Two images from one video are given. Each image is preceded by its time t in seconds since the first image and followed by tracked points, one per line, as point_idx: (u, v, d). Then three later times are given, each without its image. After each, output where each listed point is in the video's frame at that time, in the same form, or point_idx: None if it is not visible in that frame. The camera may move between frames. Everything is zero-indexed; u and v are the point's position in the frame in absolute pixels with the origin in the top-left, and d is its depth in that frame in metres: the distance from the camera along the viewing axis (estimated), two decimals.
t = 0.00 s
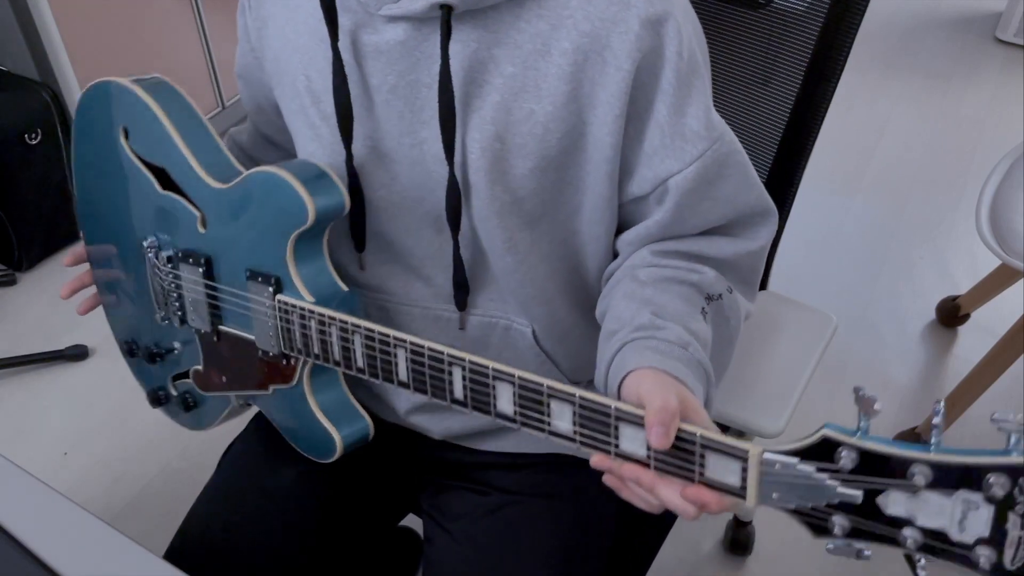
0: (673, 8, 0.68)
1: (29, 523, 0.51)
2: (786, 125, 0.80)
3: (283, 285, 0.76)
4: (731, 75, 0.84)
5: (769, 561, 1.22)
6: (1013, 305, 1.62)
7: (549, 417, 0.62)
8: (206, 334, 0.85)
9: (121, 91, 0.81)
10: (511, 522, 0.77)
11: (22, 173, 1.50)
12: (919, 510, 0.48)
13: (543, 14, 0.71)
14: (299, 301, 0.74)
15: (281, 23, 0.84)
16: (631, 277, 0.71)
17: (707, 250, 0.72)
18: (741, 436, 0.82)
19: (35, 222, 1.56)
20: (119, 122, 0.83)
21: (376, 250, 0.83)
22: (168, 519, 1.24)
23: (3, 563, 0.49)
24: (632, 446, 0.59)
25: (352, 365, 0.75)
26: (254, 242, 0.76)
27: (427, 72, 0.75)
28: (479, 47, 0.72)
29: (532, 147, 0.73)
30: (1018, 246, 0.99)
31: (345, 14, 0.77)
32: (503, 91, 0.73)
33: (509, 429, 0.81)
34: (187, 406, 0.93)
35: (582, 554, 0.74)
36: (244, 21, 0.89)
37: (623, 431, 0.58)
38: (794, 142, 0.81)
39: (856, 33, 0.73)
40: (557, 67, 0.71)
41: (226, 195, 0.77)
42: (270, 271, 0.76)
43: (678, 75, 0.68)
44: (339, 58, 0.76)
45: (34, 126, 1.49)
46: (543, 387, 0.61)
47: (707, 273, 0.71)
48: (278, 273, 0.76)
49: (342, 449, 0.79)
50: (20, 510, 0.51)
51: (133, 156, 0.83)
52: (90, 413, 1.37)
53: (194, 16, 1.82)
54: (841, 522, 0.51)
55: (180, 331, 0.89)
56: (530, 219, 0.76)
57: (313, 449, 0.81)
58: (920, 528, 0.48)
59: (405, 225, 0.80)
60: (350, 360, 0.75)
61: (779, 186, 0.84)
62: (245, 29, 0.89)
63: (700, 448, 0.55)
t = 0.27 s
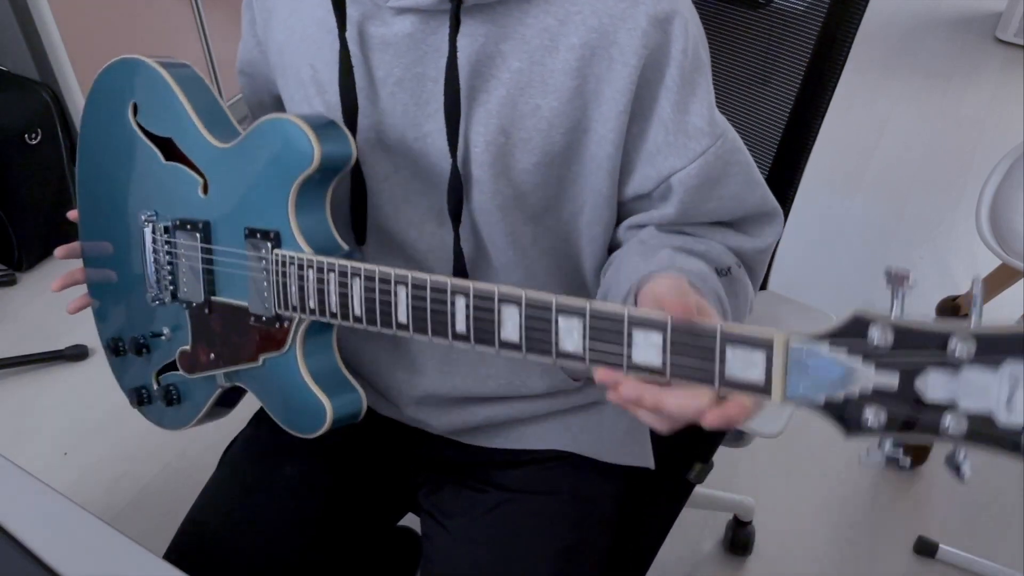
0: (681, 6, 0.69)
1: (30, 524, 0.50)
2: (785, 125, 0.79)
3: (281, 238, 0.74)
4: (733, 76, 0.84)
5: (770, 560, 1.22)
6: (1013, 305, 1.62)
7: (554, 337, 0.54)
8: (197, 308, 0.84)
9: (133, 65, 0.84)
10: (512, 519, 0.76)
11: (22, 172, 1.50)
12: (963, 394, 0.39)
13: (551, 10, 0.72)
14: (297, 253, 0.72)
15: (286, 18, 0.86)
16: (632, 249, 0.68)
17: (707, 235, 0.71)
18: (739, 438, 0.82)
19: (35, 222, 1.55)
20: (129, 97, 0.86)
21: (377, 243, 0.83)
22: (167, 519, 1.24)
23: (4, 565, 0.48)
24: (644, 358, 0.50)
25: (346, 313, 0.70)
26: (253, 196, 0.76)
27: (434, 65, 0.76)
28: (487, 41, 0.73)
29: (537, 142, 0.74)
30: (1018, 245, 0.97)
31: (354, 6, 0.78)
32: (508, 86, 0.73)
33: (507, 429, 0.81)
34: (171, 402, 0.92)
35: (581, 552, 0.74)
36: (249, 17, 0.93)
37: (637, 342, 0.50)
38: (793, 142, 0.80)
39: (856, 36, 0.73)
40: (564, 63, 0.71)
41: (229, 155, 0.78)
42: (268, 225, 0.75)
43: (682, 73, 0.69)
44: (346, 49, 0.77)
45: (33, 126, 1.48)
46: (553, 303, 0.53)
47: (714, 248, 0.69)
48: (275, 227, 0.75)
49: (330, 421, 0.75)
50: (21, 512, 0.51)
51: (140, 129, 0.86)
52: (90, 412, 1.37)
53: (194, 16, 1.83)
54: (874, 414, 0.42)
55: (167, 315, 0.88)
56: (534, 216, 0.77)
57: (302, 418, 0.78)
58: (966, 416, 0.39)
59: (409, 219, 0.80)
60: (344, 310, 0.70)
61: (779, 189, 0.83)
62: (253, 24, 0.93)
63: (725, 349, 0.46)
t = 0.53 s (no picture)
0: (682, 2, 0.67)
1: (29, 523, 0.50)
2: (785, 126, 0.79)
3: (291, 230, 0.76)
4: (735, 73, 0.84)
5: (770, 560, 1.22)
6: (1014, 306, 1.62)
7: (558, 320, 0.54)
8: (194, 302, 0.85)
9: (184, 75, 0.92)
10: (515, 518, 0.75)
11: (22, 171, 1.49)
12: (1014, 384, 0.38)
13: (552, 7, 0.72)
14: (305, 242, 0.74)
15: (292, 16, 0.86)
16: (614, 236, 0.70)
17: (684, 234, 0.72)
18: (739, 438, 0.81)
19: (36, 222, 1.55)
20: (175, 102, 0.92)
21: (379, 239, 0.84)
22: (167, 519, 1.24)
23: (4, 564, 0.49)
24: (651, 342, 0.50)
25: (342, 304, 0.70)
26: (271, 186, 0.79)
27: (436, 62, 0.77)
28: (488, 37, 0.73)
29: (538, 138, 0.74)
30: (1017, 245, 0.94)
31: (358, 4, 0.79)
32: (511, 81, 0.74)
33: (508, 426, 0.81)
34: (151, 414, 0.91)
35: (580, 550, 0.73)
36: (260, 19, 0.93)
37: (647, 320, 0.50)
38: (793, 144, 0.79)
39: (856, 33, 0.72)
40: (564, 58, 0.72)
41: (255, 150, 0.82)
42: (281, 216, 0.77)
43: (677, 69, 0.68)
44: (350, 47, 0.77)
45: (34, 125, 1.48)
46: (559, 283, 0.54)
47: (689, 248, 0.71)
48: (288, 218, 0.76)
49: (308, 428, 0.74)
50: (20, 511, 0.51)
51: (177, 131, 0.91)
52: (90, 412, 1.37)
53: (194, 14, 1.83)
54: (911, 404, 0.41)
55: (162, 317, 0.89)
56: (533, 210, 0.79)
57: (279, 425, 0.77)
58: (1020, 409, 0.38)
59: (411, 216, 0.81)
60: (342, 301, 0.70)
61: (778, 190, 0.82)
62: (262, 29, 0.93)
63: (743, 329, 0.45)
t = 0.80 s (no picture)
0: (682, 8, 0.67)
1: (29, 523, 0.50)
2: (786, 125, 0.79)
3: (305, 241, 0.75)
4: (735, 72, 0.84)
5: (770, 561, 1.22)
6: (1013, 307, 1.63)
7: (576, 354, 0.57)
8: (197, 306, 0.84)
9: (193, 75, 0.91)
10: (514, 519, 0.75)
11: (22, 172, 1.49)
12: (1006, 447, 0.40)
13: (553, 10, 0.71)
14: (320, 255, 0.73)
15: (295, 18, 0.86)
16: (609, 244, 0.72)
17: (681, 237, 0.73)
18: (739, 438, 0.82)
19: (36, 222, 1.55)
20: (183, 101, 0.91)
21: (382, 241, 0.85)
22: (167, 519, 1.24)
23: (4, 564, 0.48)
24: (667, 379, 0.52)
25: (355, 318, 0.71)
26: (285, 195, 0.79)
27: (438, 65, 0.77)
28: (490, 40, 0.73)
29: (540, 141, 0.74)
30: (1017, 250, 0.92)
31: (358, 6, 0.78)
32: (512, 84, 0.74)
33: (508, 425, 0.81)
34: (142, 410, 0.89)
35: (581, 550, 0.73)
36: (255, 21, 0.92)
37: (664, 356, 0.52)
38: (794, 144, 0.79)
39: (857, 33, 0.72)
40: (566, 62, 0.71)
41: (268, 157, 0.82)
42: (293, 226, 0.77)
43: (681, 76, 0.67)
44: (351, 49, 0.77)
45: (34, 126, 1.48)
46: (580, 317, 0.56)
47: (681, 257, 0.72)
48: (301, 229, 0.76)
49: (310, 438, 0.75)
50: (21, 509, 0.51)
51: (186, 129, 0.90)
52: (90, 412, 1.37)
53: (194, 15, 1.84)
54: (910, 455, 0.43)
55: (161, 316, 0.88)
56: (536, 212, 0.79)
57: (282, 432, 0.77)
58: (1011, 471, 0.40)
59: (414, 218, 0.82)
60: (356, 317, 0.71)
61: (780, 190, 0.82)
62: (259, 30, 0.93)
63: (757, 372, 0.48)
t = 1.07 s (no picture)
0: (678, 8, 0.67)
1: (29, 523, 0.50)
2: (785, 126, 0.79)
3: (314, 229, 0.75)
4: (735, 72, 0.84)
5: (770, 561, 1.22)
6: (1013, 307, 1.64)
7: (597, 322, 0.53)
8: (204, 301, 0.83)
9: (200, 74, 0.92)
10: (514, 519, 0.75)
11: (22, 172, 1.49)
12: None
13: (548, 10, 0.71)
14: (328, 242, 0.73)
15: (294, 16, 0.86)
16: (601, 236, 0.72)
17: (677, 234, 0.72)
18: (738, 438, 0.81)
19: (36, 221, 1.55)
20: (190, 100, 0.92)
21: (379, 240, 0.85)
22: (167, 519, 1.24)
23: (4, 565, 0.48)
24: (693, 345, 0.48)
25: (364, 304, 0.68)
26: (292, 185, 0.78)
27: (434, 65, 0.77)
28: (484, 40, 0.73)
29: (534, 142, 0.74)
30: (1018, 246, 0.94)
31: (356, 5, 0.79)
32: (506, 84, 0.74)
33: (507, 425, 0.81)
34: (147, 412, 0.89)
35: (580, 551, 0.73)
36: (256, 22, 0.92)
37: (693, 320, 0.48)
38: (794, 144, 0.79)
39: (856, 33, 0.72)
40: (560, 62, 0.71)
41: (275, 150, 0.82)
42: (303, 215, 0.76)
43: (676, 76, 0.67)
44: (348, 48, 0.77)
45: (34, 126, 1.48)
46: (601, 285, 0.52)
47: (675, 250, 0.71)
48: (311, 218, 0.76)
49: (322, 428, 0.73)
50: (21, 510, 0.51)
51: (193, 129, 0.91)
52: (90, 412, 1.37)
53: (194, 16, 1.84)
54: (957, 409, 0.38)
55: (167, 314, 0.88)
56: (529, 213, 0.79)
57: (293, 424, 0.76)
58: None
59: (412, 219, 0.82)
60: (366, 301, 0.68)
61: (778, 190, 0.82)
62: (260, 31, 0.93)
63: (791, 332, 0.44)
